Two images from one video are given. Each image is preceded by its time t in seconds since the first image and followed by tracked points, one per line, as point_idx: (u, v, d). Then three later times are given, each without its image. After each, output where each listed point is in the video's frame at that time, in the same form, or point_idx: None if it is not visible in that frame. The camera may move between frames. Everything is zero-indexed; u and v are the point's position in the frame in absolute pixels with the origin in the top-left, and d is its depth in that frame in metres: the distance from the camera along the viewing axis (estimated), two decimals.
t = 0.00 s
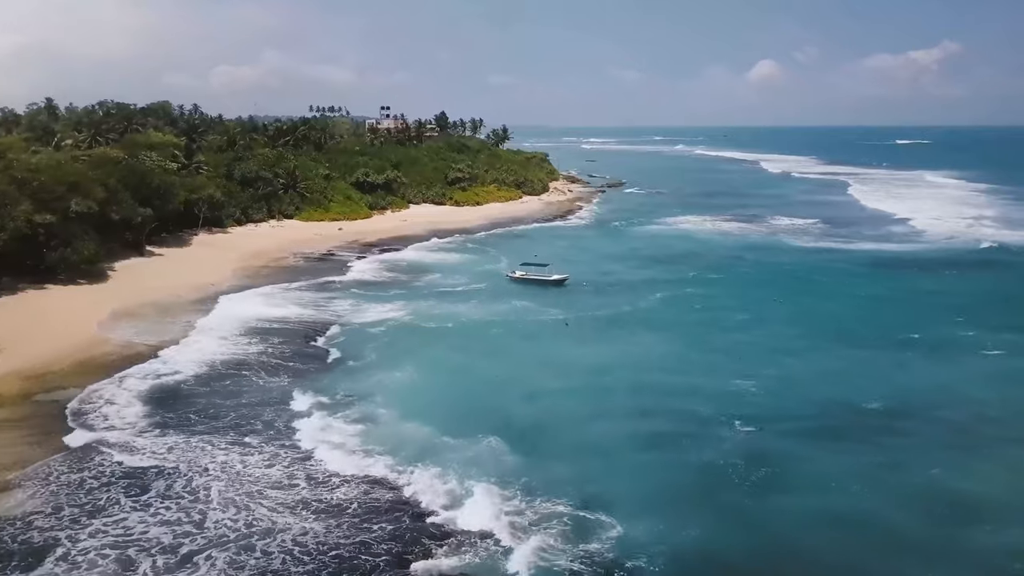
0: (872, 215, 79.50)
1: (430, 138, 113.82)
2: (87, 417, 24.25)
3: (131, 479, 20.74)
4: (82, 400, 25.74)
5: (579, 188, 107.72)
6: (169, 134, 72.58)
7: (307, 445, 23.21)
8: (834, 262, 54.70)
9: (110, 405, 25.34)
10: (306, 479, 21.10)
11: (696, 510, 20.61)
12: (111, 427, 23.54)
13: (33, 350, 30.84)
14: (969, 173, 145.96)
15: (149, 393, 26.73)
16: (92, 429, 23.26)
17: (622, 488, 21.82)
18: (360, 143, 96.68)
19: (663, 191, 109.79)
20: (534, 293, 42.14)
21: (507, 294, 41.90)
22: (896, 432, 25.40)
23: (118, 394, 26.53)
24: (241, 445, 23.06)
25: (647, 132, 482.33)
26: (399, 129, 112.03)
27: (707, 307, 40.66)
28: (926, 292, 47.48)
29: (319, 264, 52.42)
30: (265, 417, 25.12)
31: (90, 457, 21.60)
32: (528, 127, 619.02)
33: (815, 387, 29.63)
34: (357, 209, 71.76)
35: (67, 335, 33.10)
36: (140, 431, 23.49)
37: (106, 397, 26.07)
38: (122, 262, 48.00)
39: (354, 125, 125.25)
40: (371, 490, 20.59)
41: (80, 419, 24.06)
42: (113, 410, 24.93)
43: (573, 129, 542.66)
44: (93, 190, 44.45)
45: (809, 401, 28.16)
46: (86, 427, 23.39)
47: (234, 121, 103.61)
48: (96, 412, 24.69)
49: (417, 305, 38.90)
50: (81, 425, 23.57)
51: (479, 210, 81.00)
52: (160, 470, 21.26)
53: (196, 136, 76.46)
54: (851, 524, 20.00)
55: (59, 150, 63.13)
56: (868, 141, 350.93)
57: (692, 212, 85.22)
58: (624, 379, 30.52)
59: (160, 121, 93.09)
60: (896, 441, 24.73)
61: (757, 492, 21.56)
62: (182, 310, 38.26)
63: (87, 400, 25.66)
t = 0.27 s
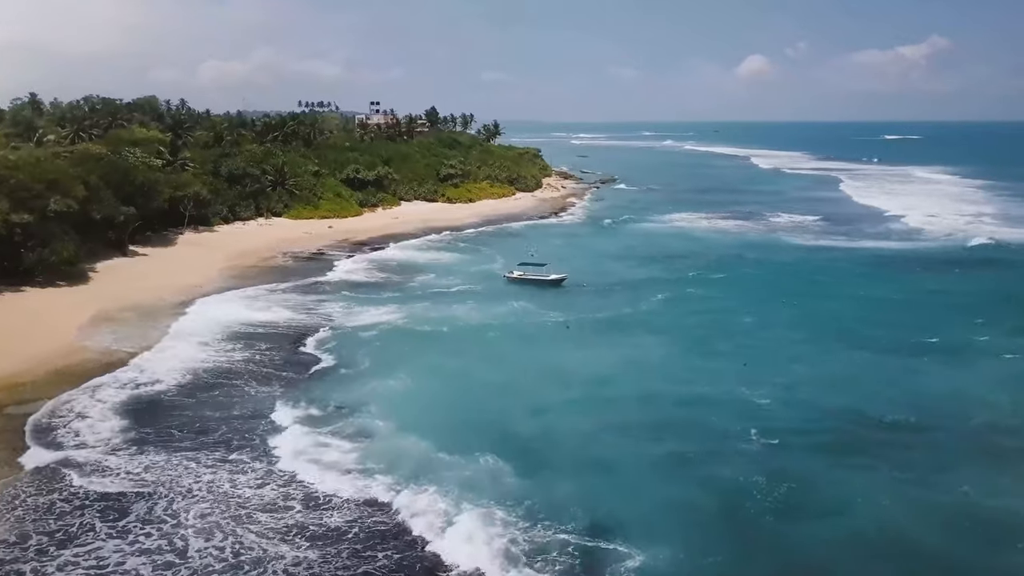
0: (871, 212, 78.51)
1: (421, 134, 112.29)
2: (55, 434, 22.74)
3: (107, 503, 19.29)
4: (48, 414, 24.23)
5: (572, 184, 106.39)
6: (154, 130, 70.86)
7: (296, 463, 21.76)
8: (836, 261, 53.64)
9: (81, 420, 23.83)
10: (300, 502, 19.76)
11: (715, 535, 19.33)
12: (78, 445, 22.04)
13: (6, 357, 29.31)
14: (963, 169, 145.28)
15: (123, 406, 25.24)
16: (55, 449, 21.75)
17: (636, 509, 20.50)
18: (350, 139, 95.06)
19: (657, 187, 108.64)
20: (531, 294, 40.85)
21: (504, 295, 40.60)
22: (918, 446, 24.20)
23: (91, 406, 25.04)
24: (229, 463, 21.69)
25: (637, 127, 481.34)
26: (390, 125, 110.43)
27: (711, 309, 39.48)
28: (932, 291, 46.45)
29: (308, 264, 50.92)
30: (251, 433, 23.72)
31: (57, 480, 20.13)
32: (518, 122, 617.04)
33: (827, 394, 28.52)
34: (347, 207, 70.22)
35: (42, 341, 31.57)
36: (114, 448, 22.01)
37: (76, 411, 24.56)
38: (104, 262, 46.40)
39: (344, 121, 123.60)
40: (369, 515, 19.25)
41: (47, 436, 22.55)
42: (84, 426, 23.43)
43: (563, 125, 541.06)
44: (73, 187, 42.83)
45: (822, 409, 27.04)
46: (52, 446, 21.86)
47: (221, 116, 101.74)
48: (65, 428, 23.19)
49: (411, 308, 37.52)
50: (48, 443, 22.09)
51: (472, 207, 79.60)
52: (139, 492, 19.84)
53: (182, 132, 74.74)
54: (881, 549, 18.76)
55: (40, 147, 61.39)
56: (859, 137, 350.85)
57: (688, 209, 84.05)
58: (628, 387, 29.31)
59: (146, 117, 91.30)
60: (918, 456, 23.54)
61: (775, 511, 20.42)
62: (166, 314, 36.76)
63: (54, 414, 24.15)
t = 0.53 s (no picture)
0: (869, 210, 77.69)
1: (413, 130, 110.84)
2: (26, 452, 21.41)
3: (86, 526, 17.93)
4: (19, 428, 22.91)
5: (566, 181, 105.20)
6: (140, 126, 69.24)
7: (291, 482, 20.50)
8: (838, 260, 52.73)
9: (53, 436, 22.53)
10: (298, 524, 18.50)
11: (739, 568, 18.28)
12: (49, 463, 20.69)
13: None
14: (958, 165, 144.80)
15: (99, 421, 23.89)
16: (25, 468, 20.40)
17: (655, 539, 19.42)
18: (341, 135, 93.55)
19: (652, 184, 107.61)
20: (530, 296, 39.73)
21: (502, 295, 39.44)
22: (942, 463, 23.21)
23: (64, 420, 23.72)
24: (218, 482, 20.36)
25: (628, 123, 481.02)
26: (381, 120, 108.93)
27: (715, 311, 38.47)
28: (938, 291, 45.59)
29: (299, 264, 49.58)
30: (240, 447, 22.42)
31: (30, 502, 18.79)
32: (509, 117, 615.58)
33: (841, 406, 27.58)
34: (338, 204, 68.85)
35: (21, 347, 30.19)
36: (89, 467, 20.69)
37: (48, 426, 23.21)
38: (88, 263, 44.96)
39: (335, 117, 122.07)
40: (371, 540, 17.99)
41: (17, 455, 21.22)
42: (57, 442, 22.12)
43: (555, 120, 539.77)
44: (55, 186, 41.35)
45: (836, 422, 26.11)
46: (20, 467, 20.50)
47: (208, 111, 99.94)
48: (37, 444, 21.87)
49: (406, 310, 36.29)
50: (19, 462, 20.76)
51: (466, 204, 78.33)
52: (120, 515, 18.51)
53: (169, 128, 73.13)
54: None
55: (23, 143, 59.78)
56: (850, 132, 350.64)
57: (684, 206, 83.05)
58: (635, 398, 28.22)
59: (133, 112, 89.60)
60: (944, 474, 22.55)
61: (797, 535, 19.50)
62: (150, 317, 35.40)
63: (26, 430, 22.81)
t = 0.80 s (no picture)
0: (867, 206, 76.59)
1: (402, 124, 108.93)
2: None
3: (56, 564, 16.30)
4: None
5: (558, 177, 103.59)
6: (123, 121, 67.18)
7: (283, 512, 18.91)
8: (841, 259, 51.54)
9: (19, 459, 20.87)
10: (297, 560, 16.94)
11: None
12: (13, 492, 19.04)
13: None
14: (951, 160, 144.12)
15: (71, 440, 22.21)
16: None
17: None
18: (329, 130, 91.59)
19: (645, 180, 106.24)
20: (530, 297, 38.29)
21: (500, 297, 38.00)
22: (976, 489, 21.97)
23: (31, 441, 22.06)
24: (202, 511, 18.75)
25: (617, 117, 480.10)
26: (370, 114, 106.92)
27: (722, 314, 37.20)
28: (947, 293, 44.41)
29: (288, 264, 47.87)
30: (227, 467, 20.85)
31: None
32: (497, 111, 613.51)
33: (861, 422, 26.41)
34: (328, 202, 67.08)
35: None
36: (57, 495, 19.08)
37: (15, 447, 21.53)
38: (67, 265, 43.12)
39: (322, 111, 119.94)
40: None
41: None
42: (23, 466, 20.47)
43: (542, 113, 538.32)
44: (31, 184, 39.44)
45: (858, 440, 24.93)
46: None
47: (192, 106, 97.60)
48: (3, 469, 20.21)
49: (401, 314, 34.73)
50: None
51: (458, 201, 76.69)
52: (95, 551, 16.87)
53: (152, 123, 71.07)
54: None
55: None
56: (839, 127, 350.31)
57: (680, 202, 81.68)
58: (646, 412, 26.92)
59: (116, 107, 87.35)
60: (980, 501, 21.31)
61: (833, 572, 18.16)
62: (131, 322, 33.64)
63: None
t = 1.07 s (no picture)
0: (866, 203, 75.73)
1: (393, 120, 107.49)
2: None
3: None
4: None
5: (552, 174, 102.38)
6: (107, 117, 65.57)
7: (276, 536, 17.70)
8: (844, 258, 50.61)
9: None
10: None
11: None
12: None
13: None
14: (944, 156, 143.64)
15: (49, 458, 20.93)
16: None
17: None
18: (319, 127, 90.12)
19: (639, 176, 105.20)
20: (530, 299, 37.19)
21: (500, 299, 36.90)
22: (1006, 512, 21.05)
23: (5, 459, 20.78)
24: (187, 536, 17.53)
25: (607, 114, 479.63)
26: (360, 110, 105.44)
27: (727, 319, 36.23)
28: (954, 294, 43.55)
29: (279, 265, 46.55)
30: (217, 487, 19.63)
31: None
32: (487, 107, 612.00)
33: (879, 436, 25.51)
34: (318, 199, 65.69)
35: None
36: (31, 521, 17.86)
37: None
38: (48, 266, 41.66)
39: (312, 107, 118.31)
40: None
41: None
42: None
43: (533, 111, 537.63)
44: (11, 183, 37.93)
45: (878, 459, 24.02)
46: None
47: (179, 102, 95.88)
48: None
49: (397, 318, 33.56)
50: None
51: (451, 199, 75.45)
52: None
53: (138, 119, 69.47)
54: None
55: None
56: (830, 122, 350.10)
57: (676, 199, 80.63)
58: (656, 426, 25.91)
59: (102, 102, 85.57)
60: (1011, 527, 20.37)
61: None
62: (116, 327, 32.31)
63: None
